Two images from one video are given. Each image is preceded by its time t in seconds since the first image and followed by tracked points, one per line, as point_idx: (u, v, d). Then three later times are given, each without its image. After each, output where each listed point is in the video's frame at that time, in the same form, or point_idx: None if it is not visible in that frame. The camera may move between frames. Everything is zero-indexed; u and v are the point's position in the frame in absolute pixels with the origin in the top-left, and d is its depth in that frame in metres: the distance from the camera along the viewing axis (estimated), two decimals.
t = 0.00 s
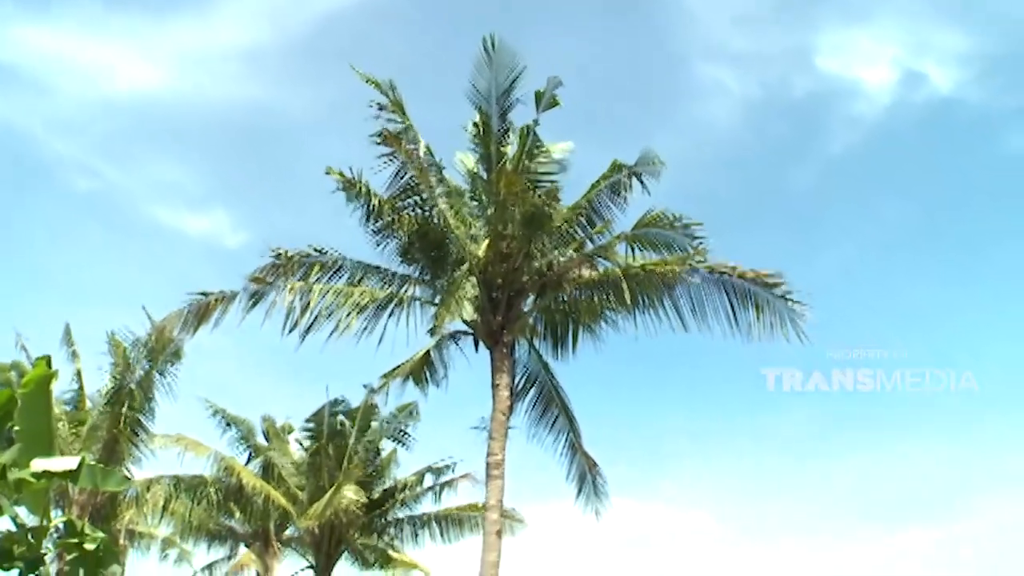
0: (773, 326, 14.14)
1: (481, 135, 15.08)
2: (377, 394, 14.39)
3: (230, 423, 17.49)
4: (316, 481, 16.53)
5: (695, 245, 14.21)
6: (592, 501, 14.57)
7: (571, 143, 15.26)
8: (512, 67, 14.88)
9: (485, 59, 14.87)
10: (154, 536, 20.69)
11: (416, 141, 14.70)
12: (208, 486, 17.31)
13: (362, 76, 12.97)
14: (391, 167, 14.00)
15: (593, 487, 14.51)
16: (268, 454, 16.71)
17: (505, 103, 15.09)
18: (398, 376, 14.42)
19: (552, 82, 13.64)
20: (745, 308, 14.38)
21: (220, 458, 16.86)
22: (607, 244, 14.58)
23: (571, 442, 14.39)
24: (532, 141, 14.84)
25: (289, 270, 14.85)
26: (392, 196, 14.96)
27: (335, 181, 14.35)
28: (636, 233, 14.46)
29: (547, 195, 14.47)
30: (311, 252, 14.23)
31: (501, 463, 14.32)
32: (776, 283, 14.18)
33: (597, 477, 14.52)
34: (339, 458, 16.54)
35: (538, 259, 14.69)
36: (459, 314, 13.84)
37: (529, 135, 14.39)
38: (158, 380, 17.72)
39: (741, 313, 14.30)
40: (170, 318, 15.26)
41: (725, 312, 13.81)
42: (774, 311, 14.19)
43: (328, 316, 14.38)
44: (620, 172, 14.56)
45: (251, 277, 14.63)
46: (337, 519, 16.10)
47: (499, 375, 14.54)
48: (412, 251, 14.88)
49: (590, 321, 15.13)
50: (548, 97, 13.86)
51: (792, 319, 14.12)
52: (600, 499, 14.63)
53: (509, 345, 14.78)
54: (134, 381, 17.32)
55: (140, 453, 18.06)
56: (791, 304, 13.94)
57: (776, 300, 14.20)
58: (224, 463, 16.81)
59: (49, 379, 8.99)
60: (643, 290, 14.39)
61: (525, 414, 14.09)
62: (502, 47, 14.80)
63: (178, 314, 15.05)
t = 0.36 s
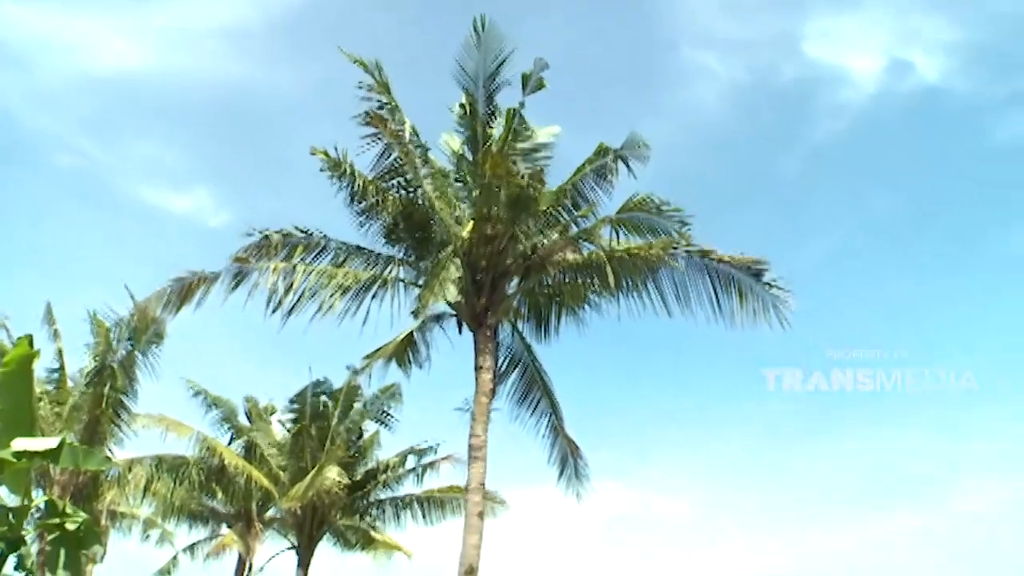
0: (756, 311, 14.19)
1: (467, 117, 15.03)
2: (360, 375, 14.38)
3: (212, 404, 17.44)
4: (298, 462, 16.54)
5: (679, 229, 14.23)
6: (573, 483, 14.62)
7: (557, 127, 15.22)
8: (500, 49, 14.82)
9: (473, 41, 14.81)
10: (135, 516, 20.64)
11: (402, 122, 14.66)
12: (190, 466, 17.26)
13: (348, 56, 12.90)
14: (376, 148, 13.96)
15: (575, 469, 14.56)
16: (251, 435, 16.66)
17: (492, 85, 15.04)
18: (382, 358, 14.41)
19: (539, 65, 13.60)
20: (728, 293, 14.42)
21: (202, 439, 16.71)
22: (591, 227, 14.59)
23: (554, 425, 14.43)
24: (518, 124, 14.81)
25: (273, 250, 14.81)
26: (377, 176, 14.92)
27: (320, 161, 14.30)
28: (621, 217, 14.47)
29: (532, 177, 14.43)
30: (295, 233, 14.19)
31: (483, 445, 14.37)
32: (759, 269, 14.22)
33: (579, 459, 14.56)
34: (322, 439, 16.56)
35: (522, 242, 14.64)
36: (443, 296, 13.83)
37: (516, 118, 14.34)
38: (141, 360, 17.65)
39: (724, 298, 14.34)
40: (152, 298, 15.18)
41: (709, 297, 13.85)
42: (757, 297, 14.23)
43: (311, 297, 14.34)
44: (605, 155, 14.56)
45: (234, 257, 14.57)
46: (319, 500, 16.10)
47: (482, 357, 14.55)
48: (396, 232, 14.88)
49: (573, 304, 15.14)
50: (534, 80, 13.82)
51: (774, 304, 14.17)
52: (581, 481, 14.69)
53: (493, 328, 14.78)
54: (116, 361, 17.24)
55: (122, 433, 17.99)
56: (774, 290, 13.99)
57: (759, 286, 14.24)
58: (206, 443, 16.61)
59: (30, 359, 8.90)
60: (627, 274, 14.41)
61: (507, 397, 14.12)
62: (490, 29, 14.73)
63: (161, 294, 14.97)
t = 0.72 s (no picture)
0: (738, 295, 14.22)
1: (452, 97, 14.97)
2: (342, 355, 14.36)
3: (194, 383, 17.38)
4: (280, 441, 16.51)
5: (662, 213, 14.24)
6: (554, 465, 14.67)
7: (543, 109, 15.17)
8: (486, 29, 14.74)
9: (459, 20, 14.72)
10: (116, 496, 20.58)
11: (386, 101, 14.57)
12: (171, 445, 17.20)
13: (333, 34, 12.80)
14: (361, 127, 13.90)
15: (556, 451, 14.60)
16: (233, 414, 16.68)
17: (478, 65, 14.97)
18: (364, 338, 14.40)
19: (524, 45, 13.53)
20: (711, 277, 14.45)
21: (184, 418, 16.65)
22: (575, 209, 14.58)
23: (535, 407, 14.45)
24: (503, 105, 14.75)
25: (255, 229, 14.74)
26: (361, 156, 14.86)
27: (304, 140, 14.22)
28: (605, 199, 14.46)
29: (516, 158, 14.42)
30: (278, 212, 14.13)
31: (465, 426, 14.40)
32: (743, 253, 14.24)
33: (560, 441, 14.59)
34: (304, 419, 16.55)
35: (506, 224, 14.67)
36: (426, 276, 13.83)
37: (501, 98, 14.27)
38: (122, 338, 17.57)
39: (707, 282, 14.37)
40: (134, 276, 15.09)
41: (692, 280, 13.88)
42: (740, 281, 14.26)
43: (294, 277, 14.29)
44: (591, 137, 14.54)
45: (217, 236, 14.49)
46: (301, 480, 16.09)
47: (464, 339, 14.56)
48: (380, 212, 14.89)
49: (556, 286, 15.15)
50: (519, 60, 13.76)
51: (757, 289, 14.21)
52: (562, 463, 14.73)
53: (476, 309, 14.78)
54: (96, 340, 17.14)
55: (103, 412, 17.91)
56: (756, 274, 14.02)
57: (742, 270, 14.27)
58: (188, 423, 16.57)
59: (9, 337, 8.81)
60: (610, 257, 14.42)
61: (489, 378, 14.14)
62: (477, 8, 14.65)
63: (143, 272, 14.87)
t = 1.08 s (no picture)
0: (723, 278, 14.23)
1: (439, 77, 14.91)
2: (326, 335, 14.34)
3: (177, 361, 17.31)
4: (264, 421, 16.49)
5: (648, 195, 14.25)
6: (537, 446, 14.70)
7: (529, 90, 15.11)
8: (473, 8, 14.68)
9: None
10: (99, 474, 20.52)
11: (372, 80, 14.52)
12: (154, 424, 17.15)
13: (319, 12, 12.71)
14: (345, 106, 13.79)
15: (539, 432, 14.62)
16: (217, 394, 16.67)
17: (464, 45, 14.91)
18: (348, 318, 14.38)
19: (511, 26, 13.48)
20: (696, 260, 14.45)
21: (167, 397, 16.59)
22: (561, 190, 14.56)
23: (519, 388, 14.46)
24: (489, 85, 14.72)
25: (239, 208, 14.65)
26: (346, 135, 14.79)
27: (288, 119, 14.14)
28: (591, 180, 14.45)
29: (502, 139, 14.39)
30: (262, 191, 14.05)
31: (448, 406, 14.43)
32: (727, 236, 14.24)
33: (543, 423, 14.61)
34: (287, 398, 16.52)
35: (491, 204, 14.62)
36: (410, 257, 13.80)
37: (487, 78, 14.20)
38: (105, 317, 17.48)
39: (692, 264, 14.38)
40: (117, 255, 14.99)
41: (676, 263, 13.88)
42: (725, 264, 14.27)
43: (278, 256, 14.23)
44: (577, 119, 14.52)
45: (201, 215, 14.41)
46: (284, 460, 16.09)
47: (448, 319, 14.57)
48: (365, 191, 14.85)
49: (541, 267, 15.14)
50: (506, 41, 13.70)
51: (741, 272, 14.22)
52: (545, 444, 14.76)
53: (460, 289, 14.79)
54: (79, 318, 17.04)
55: (86, 390, 17.84)
56: (741, 257, 14.03)
57: (727, 253, 14.27)
58: (171, 402, 16.52)
59: None
60: (595, 239, 14.41)
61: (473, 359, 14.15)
62: None
63: (126, 251, 14.78)
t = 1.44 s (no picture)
0: (707, 259, 14.26)
1: (425, 55, 14.84)
2: (311, 313, 14.31)
3: (160, 339, 17.25)
4: (247, 399, 16.46)
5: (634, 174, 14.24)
6: (520, 425, 14.71)
7: (516, 69, 15.06)
8: None
9: None
10: (82, 453, 20.45)
11: (358, 57, 14.43)
12: (137, 403, 17.09)
13: None
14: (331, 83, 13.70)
15: (522, 412, 14.64)
16: (201, 371, 16.65)
17: (451, 23, 14.86)
18: (332, 296, 14.34)
19: (499, 4, 13.41)
20: (680, 240, 14.47)
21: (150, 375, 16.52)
22: (547, 169, 14.53)
23: (503, 367, 14.46)
24: (476, 63, 14.64)
25: (223, 185, 14.56)
26: (331, 112, 14.72)
27: (273, 95, 14.05)
28: (577, 160, 14.43)
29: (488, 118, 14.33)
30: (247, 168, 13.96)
31: (432, 384, 14.42)
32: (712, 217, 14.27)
33: (526, 402, 14.62)
34: (271, 376, 16.49)
35: (477, 182, 14.61)
36: (395, 235, 13.76)
37: (474, 56, 14.11)
38: (88, 295, 17.39)
39: (676, 244, 14.40)
40: (99, 231, 14.88)
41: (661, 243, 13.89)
42: (709, 245, 14.30)
43: (262, 234, 14.16)
44: (564, 99, 14.49)
45: (184, 192, 14.31)
46: (268, 438, 16.06)
47: (433, 298, 14.57)
48: (350, 169, 14.80)
49: (526, 247, 15.15)
50: (493, 19, 13.64)
51: (725, 253, 14.25)
52: (529, 424, 14.78)
53: (445, 268, 14.78)
54: (62, 295, 16.94)
55: (68, 368, 17.76)
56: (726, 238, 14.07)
57: (711, 234, 14.30)
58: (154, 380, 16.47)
59: None
60: (580, 219, 14.41)
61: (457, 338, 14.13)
62: None
63: (108, 228, 14.67)
